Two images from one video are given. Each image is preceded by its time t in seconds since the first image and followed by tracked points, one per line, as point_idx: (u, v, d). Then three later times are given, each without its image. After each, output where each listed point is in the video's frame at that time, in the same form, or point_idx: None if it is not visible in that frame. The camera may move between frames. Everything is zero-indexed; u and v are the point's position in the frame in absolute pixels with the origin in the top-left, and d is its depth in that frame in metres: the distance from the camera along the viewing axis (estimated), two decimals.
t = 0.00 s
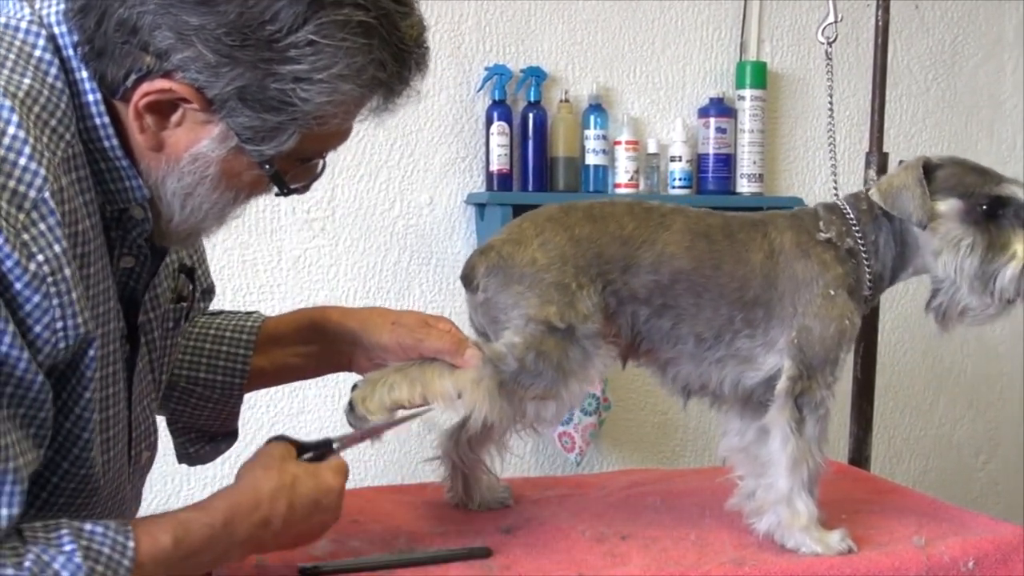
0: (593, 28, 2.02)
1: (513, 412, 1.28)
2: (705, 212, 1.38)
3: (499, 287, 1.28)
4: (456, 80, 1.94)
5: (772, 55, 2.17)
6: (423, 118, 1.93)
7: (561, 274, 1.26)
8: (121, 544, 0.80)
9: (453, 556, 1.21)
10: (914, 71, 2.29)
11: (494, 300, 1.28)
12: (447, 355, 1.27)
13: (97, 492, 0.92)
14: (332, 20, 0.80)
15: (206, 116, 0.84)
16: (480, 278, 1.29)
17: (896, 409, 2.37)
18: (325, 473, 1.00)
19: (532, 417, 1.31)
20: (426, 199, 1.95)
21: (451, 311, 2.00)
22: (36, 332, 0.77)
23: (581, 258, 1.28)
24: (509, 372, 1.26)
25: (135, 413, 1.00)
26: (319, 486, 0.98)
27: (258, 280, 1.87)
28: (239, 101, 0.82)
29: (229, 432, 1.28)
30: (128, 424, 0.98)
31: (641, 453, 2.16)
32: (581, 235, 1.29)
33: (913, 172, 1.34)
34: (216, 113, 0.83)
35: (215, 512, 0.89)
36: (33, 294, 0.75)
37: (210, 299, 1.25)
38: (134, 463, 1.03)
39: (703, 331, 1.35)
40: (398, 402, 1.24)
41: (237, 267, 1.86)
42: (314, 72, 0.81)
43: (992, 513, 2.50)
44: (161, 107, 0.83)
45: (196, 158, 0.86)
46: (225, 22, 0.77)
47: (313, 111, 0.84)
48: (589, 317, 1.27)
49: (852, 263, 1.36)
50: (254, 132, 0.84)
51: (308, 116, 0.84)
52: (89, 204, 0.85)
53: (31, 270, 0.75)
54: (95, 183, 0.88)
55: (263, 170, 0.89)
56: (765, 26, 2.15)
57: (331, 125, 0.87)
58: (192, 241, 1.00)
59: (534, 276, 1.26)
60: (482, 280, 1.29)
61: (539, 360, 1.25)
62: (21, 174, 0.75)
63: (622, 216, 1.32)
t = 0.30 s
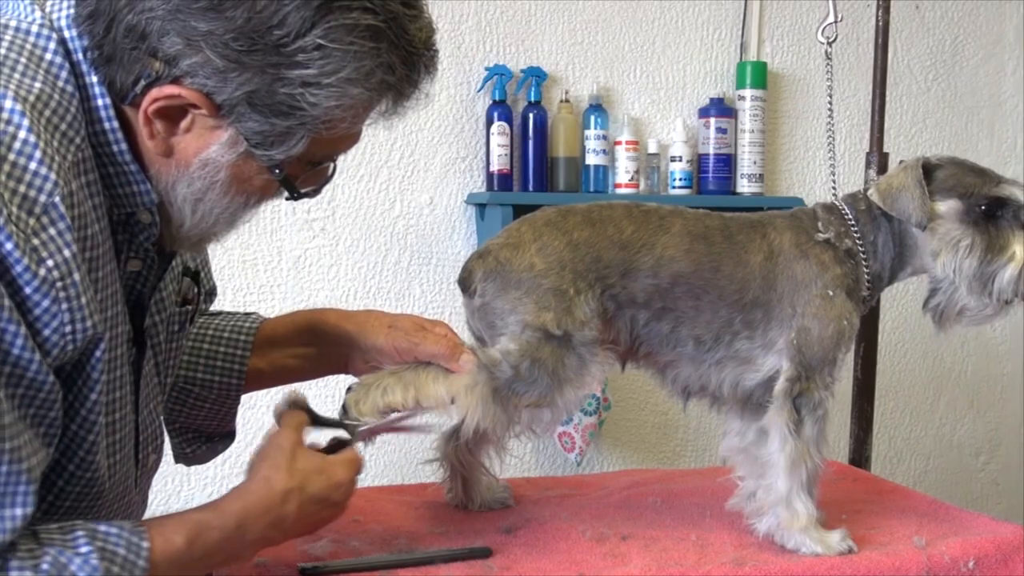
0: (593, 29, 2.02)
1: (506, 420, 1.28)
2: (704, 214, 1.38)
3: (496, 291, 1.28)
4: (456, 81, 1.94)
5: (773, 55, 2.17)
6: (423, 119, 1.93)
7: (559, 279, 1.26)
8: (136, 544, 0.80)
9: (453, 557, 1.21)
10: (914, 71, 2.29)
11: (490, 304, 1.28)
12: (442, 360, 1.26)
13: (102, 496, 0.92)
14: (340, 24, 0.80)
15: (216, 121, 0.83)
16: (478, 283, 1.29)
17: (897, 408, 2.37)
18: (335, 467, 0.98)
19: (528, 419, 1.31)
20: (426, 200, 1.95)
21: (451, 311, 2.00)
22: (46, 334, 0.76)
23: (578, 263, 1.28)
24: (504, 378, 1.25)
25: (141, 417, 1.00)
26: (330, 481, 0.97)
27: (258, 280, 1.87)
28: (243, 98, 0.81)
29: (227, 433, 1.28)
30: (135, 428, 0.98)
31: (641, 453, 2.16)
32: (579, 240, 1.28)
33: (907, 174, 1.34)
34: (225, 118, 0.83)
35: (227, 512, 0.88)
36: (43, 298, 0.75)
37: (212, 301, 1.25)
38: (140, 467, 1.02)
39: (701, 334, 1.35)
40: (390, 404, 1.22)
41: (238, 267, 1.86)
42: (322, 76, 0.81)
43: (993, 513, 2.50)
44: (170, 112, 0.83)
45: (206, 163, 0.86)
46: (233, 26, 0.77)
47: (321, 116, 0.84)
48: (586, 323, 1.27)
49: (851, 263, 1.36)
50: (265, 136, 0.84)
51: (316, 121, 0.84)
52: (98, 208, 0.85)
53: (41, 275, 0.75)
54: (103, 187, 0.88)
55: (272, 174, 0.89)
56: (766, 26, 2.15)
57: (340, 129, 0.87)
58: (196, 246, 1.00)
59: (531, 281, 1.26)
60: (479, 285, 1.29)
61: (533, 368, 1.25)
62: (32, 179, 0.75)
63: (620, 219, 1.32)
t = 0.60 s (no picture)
0: (593, 29, 2.02)
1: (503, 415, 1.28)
2: (703, 214, 1.38)
3: (492, 291, 1.27)
4: (456, 81, 1.94)
5: (773, 55, 2.17)
6: (423, 119, 1.93)
7: (555, 279, 1.26)
8: (151, 545, 0.81)
9: (453, 557, 1.21)
10: (914, 71, 2.29)
11: (487, 304, 1.28)
12: (437, 355, 1.26)
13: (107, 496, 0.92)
14: (343, 24, 0.80)
15: (222, 123, 0.83)
16: (474, 283, 1.29)
17: (897, 408, 2.37)
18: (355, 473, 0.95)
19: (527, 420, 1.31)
20: (426, 200, 1.95)
21: (451, 311, 2.00)
22: (54, 335, 0.76)
23: (575, 262, 1.28)
24: (499, 377, 1.25)
25: (144, 417, 1.00)
26: (350, 490, 0.94)
27: (258, 280, 1.88)
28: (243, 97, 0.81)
29: (225, 431, 1.28)
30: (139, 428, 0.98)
31: (641, 453, 2.16)
32: (576, 240, 1.28)
33: (905, 173, 1.34)
34: (231, 120, 0.83)
35: (242, 515, 0.87)
36: (52, 299, 0.75)
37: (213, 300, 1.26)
38: (144, 467, 1.02)
39: (699, 334, 1.35)
40: (384, 399, 1.21)
41: (238, 268, 1.86)
42: (326, 77, 0.81)
43: (994, 513, 2.50)
44: (175, 114, 0.83)
45: (213, 165, 0.86)
46: (235, 29, 0.77)
47: (326, 116, 0.84)
48: (582, 323, 1.27)
49: (849, 263, 1.36)
50: (271, 138, 0.84)
51: (322, 124, 0.84)
52: (105, 208, 0.85)
53: (50, 276, 0.74)
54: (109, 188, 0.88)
55: (279, 175, 0.89)
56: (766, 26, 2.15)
57: (346, 129, 0.87)
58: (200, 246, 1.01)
59: (527, 281, 1.26)
60: (476, 284, 1.28)
61: (529, 366, 1.25)
62: (42, 180, 0.75)
63: (618, 218, 1.32)
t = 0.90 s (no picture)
0: (593, 29, 2.02)
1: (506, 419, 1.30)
2: (703, 214, 1.38)
3: (491, 291, 1.28)
4: (456, 81, 1.94)
5: (773, 55, 2.17)
6: (423, 119, 1.93)
7: (553, 280, 1.26)
8: (138, 536, 0.74)
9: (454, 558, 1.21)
10: (914, 71, 2.29)
11: (485, 304, 1.28)
12: (438, 354, 1.29)
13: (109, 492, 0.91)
14: (356, 20, 0.80)
15: (229, 115, 0.84)
16: (473, 283, 1.29)
17: (897, 408, 2.37)
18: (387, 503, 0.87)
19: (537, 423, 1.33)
20: (426, 200, 1.95)
21: (450, 311, 2.00)
22: (52, 327, 0.75)
23: (574, 264, 1.27)
24: (496, 376, 1.26)
25: (144, 413, 1.00)
26: (378, 514, 0.85)
27: (259, 280, 1.88)
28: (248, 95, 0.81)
29: (229, 432, 1.28)
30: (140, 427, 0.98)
31: (641, 453, 2.16)
32: (575, 240, 1.28)
33: (905, 174, 1.34)
34: (238, 113, 0.83)
35: (247, 506, 0.80)
36: (51, 289, 0.73)
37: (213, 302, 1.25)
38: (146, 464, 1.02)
39: (699, 334, 1.35)
40: (386, 400, 1.25)
41: (238, 268, 1.86)
42: (339, 70, 0.80)
43: (995, 513, 2.50)
44: (183, 105, 0.83)
45: (216, 157, 0.86)
46: (250, 20, 0.77)
47: (336, 110, 0.83)
48: (582, 323, 1.27)
49: (849, 263, 1.36)
50: (277, 130, 0.83)
51: (330, 116, 0.83)
52: (105, 203, 0.85)
53: (49, 265, 0.73)
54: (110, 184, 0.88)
55: (284, 169, 0.89)
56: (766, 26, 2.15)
57: (352, 124, 0.87)
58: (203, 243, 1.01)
59: (527, 282, 1.26)
60: (474, 284, 1.29)
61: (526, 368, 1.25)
62: (43, 171, 0.75)
63: (617, 218, 1.32)
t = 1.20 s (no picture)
0: (593, 29, 2.02)
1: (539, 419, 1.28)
2: (707, 210, 1.38)
3: (507, 290, 1.28)
4: (456, 80, 1.94)
5: (773, 55, 2.17)
6: (423, 119, 1.93)
7: (568, 273, 1.25)
8: (148, 478, 0.75)
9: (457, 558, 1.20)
10: (914, 71, 2.29)
11: (504, 303, 1.28)
12: (486, 368, 1.30)
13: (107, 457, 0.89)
14: None
15: (202, 49, 0.82)
16: (486, 279, 1.29)
17: (898, 409, 2.37)
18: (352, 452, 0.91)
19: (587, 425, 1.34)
20: (426, 200, 1.95)
21: (451, 311, 2.00)
22: (37, 267, 0.74)
23: (585, 255, 1.28)
24: (545, 382, 1.26)
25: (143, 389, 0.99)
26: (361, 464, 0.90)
27: (259, 280, 1.87)
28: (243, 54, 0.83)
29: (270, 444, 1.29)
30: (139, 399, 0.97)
31: (642, 453, 2.16)
32: (583, 232, 1.28)
33: (914, 176, 1.34)
34: (212, 46, 0.82)
35: (252, 451, 0.81)
36: (29, 227, 0.72)
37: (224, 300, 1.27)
38: (150, 442, 1.01)
39: (702, 329, 1.34)
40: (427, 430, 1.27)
41: (238, 268, 1.86)
42: None
43: (995, 514, 2.50)
44: (155, 43, 0.82)
45: (191, 95, 0.84)
46: None
47: (306, 34, 0.83)
48: (609, 312, 1.26)
49: (852, 263, 1.36)
50: (250, 59, 0.83)
51: (300, 40, 0.83)
52: (83, 156, 0.84)
53: (25, 202, 0.72)
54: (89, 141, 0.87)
55: (257, 102, 0.87)
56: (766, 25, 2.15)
57: (324, 46, 0.85)
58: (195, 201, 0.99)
59: (541, 277, 1.26)
60: (488, 282, 1.29)
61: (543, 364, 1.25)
62: (16, 115, 0.74)
63: (623, 213, 1.33)
